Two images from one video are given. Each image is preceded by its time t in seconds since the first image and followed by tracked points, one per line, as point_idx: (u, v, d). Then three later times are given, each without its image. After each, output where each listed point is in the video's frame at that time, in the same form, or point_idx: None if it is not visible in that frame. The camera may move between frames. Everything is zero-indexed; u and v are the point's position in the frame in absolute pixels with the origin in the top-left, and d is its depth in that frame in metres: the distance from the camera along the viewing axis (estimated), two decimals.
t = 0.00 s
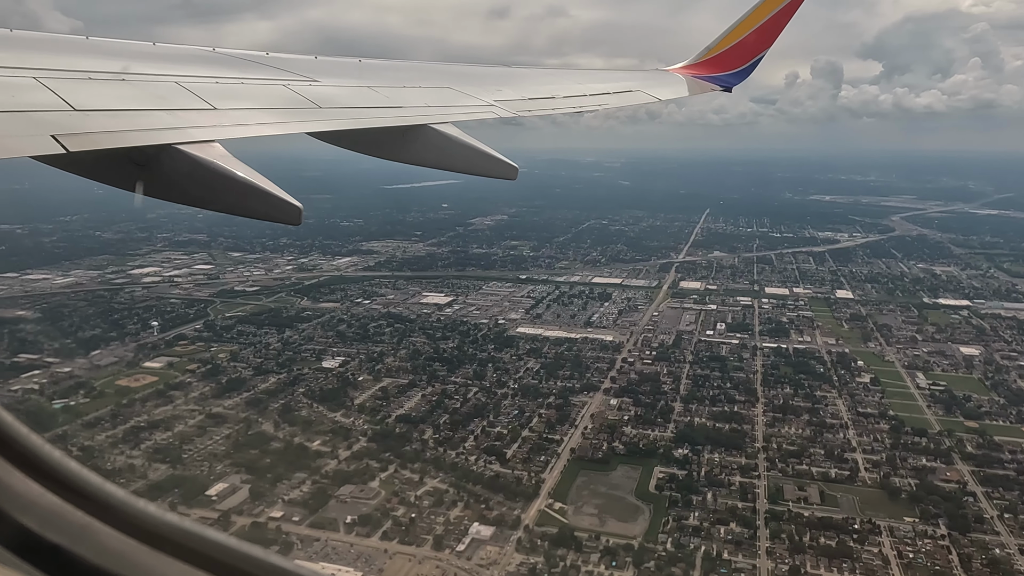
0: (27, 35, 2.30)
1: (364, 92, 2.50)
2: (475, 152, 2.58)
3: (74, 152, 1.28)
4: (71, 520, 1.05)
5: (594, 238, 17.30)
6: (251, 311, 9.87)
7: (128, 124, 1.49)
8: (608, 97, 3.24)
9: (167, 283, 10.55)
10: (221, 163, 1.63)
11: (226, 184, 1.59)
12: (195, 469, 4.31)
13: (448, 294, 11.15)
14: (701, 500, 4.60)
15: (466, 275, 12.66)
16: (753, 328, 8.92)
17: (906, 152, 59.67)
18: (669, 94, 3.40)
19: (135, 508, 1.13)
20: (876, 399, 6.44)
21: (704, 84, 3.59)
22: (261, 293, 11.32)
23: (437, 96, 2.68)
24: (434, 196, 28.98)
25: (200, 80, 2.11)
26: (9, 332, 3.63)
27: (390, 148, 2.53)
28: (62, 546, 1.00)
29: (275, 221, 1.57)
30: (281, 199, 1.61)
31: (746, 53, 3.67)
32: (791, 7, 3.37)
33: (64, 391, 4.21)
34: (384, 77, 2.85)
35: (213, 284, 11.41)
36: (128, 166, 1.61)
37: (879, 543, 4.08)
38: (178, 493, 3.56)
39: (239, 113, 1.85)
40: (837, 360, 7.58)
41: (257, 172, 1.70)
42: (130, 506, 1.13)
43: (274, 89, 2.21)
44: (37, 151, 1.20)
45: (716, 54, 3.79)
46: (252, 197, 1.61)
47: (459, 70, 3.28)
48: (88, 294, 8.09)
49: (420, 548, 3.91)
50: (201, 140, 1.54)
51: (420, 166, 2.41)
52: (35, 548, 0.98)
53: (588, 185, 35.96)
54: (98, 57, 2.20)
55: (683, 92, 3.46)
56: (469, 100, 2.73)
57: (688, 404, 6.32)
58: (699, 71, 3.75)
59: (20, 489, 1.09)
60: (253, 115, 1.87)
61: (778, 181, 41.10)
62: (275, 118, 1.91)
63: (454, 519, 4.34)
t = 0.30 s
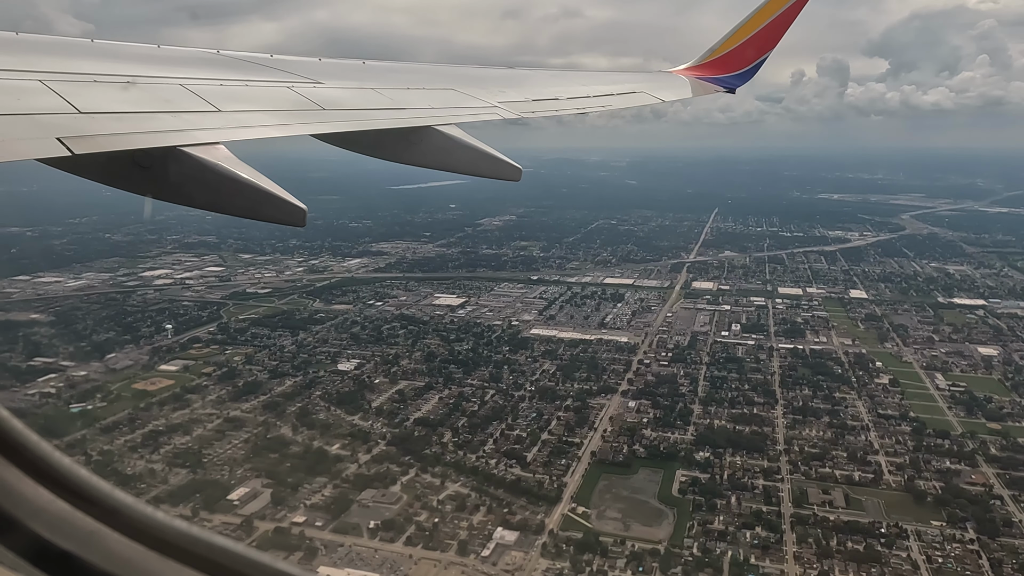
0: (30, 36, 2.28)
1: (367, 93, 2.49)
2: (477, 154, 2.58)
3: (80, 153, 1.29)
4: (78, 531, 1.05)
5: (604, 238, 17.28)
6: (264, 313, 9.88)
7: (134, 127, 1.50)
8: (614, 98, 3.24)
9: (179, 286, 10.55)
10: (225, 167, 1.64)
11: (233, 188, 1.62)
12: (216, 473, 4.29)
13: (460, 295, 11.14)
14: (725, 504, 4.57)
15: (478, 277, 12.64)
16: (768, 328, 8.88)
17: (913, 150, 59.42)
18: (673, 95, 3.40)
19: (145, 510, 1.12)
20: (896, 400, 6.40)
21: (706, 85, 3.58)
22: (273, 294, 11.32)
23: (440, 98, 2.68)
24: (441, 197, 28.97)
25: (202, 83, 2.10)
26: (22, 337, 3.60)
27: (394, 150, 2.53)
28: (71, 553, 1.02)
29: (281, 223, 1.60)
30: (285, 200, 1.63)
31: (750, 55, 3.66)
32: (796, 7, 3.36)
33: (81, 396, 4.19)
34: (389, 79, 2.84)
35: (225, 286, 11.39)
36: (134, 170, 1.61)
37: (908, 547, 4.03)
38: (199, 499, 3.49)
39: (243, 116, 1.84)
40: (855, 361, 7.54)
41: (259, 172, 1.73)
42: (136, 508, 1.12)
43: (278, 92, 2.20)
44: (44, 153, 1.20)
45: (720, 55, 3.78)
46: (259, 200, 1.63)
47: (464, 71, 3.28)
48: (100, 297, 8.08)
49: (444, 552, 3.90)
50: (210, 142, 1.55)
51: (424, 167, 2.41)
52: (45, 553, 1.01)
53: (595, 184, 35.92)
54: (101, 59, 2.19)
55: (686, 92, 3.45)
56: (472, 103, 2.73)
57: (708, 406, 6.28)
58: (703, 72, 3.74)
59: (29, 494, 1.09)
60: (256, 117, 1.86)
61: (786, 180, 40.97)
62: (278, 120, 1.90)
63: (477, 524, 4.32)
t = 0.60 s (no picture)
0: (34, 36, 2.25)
1: (373, 94, 2.49)
2: (480, 154, 2.57)
3: (86, 155, 1.27)
4: (104, 531, 1.06)
5: (614, 238, 17.25)
6: (276, 315, 9.87)
7: (138, 128, 1.48)
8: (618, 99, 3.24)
9: (191, 288, 10.54)
10: (229, 167, 1.61)
11: (237, 190, 1.59)
12: (237, 477, 4.26)
13: (471, 296, 11.12)
14: (750, 508, 4.53)
15: (488, 277, 12.63)
16: (783, 329, 8.84)
17: (920, 147, 59.18)
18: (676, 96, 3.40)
19: (170, 520, 1.15)
20: (915, 402, 6.36)
21: (711, 84, 3.57)
22: (285, 296, 11.32)
23: (445, 99, 2.67)
24: (448, 197, 28.94)
25: (207, 83, 2.09)
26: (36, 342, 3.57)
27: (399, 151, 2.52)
28: (97, 556, 1.01)
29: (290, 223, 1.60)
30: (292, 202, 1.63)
31: (755, 53, 3.67)
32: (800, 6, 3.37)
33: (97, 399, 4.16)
34: (394, 78, 2.84)
35: (236, 288, 11.38)
36: (138, 170, 1.57)
37: (936, 551, 3.99)
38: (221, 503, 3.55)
39: (247, 117, 1.84)
40: (872, 361, 7.49)
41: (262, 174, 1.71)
42: (161, 517, 1.14)
43: (283, 92, 2.20)
44: (51, 154, 1.19)
45: (722, 56, 3.78)
46: (263, 199, 1.61)
47: (469, 71, 3.27)
48: (113, 298, 8.06)
49: (469, 557, 3.88)
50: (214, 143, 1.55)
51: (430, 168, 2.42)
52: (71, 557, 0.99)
53: (602, 183, 35.86)
54: (106, 59, 2.17)
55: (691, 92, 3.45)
56: (478, 103, 2.72)
57: (726, 408, 6.25)
58: (706, 72, 3.73)
59: (52, 498, 1.09)
60: (261, 118, 1.85)
61: (792, 178, 40.83)
62: (282, 121, 1.89)
63: (501, 528, 4.29)
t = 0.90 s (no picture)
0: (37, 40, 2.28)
1: (371, 94, 2.62)
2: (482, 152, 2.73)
3: (88, 155, 1.38)
4: (110, 528, 1.11)
5: (622, 238, 17.22)
6: (287, 317, 9.87)
7: (140, 129, 1.59)
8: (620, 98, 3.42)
9: (201, 289, 10.51)
10: (233, 167, 1.72)
11: (240, 188, 1.70)
12: (255, 482, 4.19)
13: (482, 298, 11.10)
14: (773, 511, 4.51)
15: (498, 278, 12.61)
16: (797, 330, 8.79)
17: (925, 145, 59.08)
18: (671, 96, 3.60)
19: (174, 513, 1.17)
20: (933, 403, 6.32)
21: (713, 83, 3.88)
22: (295, 298, 11.30)
23: (446, 99, 2.83)
24: (455, 197, 28.87)
25: (210, 84, 2.22)
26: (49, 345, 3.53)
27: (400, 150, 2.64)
28: (102, 551, 1.06)
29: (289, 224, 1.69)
30: (294, 204, 1.72)
31: (757, 51, 3.93)
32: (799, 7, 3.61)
33: (113, 402, 4.12)
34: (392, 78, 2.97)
35: (246, 289, 11.36)
36: (144, 171, 1.67)
37: (963, 556, 3.94)
38: (241, 508, 3.40)
39: (248, 117, 1.96)
40: (888, 362, 7.46)
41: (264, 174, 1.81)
42: (166, 510, 1.18)
43: (284, 92, 2.33)
44: (52, 156, 1.29)
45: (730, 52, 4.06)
46: (263, 199, 1.72)
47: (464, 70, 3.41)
48: (123, 301, 8.02)
49: (492, 563, 3.85)
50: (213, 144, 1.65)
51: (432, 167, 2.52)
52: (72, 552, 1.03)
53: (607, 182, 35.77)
54: (109, 60, 2.26)
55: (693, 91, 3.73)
56: (478, 103, 2.88)
57: (744, 410, 6.23)
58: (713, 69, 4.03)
59: (54, 492, 1.14)
60: (261, 118, 1.98)
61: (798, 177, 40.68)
62: (281, 121, 2.02)
63: (523, 533, 4.26)
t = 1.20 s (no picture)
0: (41, 40, 2.56)
1: (371, 93, 2.72)
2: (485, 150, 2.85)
3: (88, 152, 1.45)
4: (105, 518, 1.13)
5: (628, 238, 17.19)
6: (296, 319, 9.87)
7: (141, 127, 1.67)
8: (618, 97, 3.55)
9: (210, 291, 10.48)
10: (231, 166, 1.81)
11: (239, 187, 1.77)
12: (272, 486, 4.12)
13: (491, 299, 11.08)
14: (795, 515, 4.47)
15: (506, 279, 12.59)
16: (809, 330, 8.76)
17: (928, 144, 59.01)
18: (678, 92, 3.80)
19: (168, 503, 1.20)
20: (950, 405, 6.29)
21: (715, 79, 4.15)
22: (304, 300, 11.28)
23: (448, 97, 2.91)
24: (460, 198, 28.80)
25: (213, 83, 2.32)
26: (61, 346, 3.49)
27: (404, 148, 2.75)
28: (98, 542, 1.08)
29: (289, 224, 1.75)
30: (295, 202, 1.80)
31: (757, 51, 4.20)
32: (797, 9, 3.91)
33: (128, 405, 4.07)
34: (392, 78, 3.07)
35: (254, 291, 11.32)
36: (144, 170, 1.77)
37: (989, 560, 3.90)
38: (258, 512, 3.20)
39: (250, 115, 2.04)
40: (903, 363, 7.42)
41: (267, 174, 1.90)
42: (160, 501, 1.19)
43: (285, 91, 2.42)
44: (55, 153, 1.36)
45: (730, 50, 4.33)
46: (262, 198, 1.79)
47: (463, 69, 3.51)
48: (133, 302, 7.98)
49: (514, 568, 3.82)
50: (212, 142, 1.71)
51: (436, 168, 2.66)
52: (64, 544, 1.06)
53: (611, 182, 35.69)
54: (116, 60, 2.43)
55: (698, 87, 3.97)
56: (481, 101, 2.95)
57: (760, 413, 6.20)
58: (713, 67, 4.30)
59: (43, 478, 1.17)
60: (262, 117, 2.06)
61: (802, 176, 40.62)
62: (281, 119, 2.11)
63: (544, 537, 4.23)
